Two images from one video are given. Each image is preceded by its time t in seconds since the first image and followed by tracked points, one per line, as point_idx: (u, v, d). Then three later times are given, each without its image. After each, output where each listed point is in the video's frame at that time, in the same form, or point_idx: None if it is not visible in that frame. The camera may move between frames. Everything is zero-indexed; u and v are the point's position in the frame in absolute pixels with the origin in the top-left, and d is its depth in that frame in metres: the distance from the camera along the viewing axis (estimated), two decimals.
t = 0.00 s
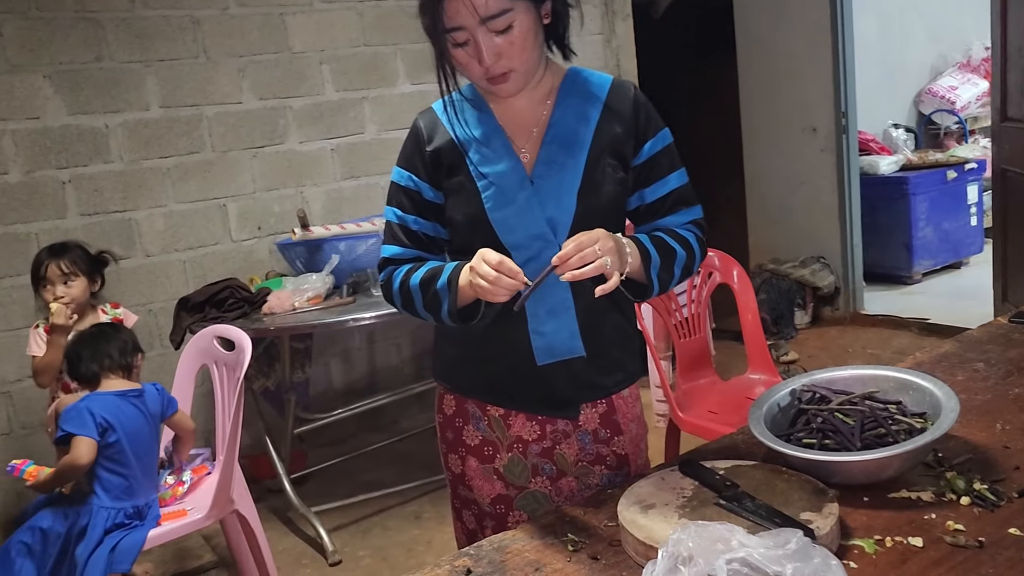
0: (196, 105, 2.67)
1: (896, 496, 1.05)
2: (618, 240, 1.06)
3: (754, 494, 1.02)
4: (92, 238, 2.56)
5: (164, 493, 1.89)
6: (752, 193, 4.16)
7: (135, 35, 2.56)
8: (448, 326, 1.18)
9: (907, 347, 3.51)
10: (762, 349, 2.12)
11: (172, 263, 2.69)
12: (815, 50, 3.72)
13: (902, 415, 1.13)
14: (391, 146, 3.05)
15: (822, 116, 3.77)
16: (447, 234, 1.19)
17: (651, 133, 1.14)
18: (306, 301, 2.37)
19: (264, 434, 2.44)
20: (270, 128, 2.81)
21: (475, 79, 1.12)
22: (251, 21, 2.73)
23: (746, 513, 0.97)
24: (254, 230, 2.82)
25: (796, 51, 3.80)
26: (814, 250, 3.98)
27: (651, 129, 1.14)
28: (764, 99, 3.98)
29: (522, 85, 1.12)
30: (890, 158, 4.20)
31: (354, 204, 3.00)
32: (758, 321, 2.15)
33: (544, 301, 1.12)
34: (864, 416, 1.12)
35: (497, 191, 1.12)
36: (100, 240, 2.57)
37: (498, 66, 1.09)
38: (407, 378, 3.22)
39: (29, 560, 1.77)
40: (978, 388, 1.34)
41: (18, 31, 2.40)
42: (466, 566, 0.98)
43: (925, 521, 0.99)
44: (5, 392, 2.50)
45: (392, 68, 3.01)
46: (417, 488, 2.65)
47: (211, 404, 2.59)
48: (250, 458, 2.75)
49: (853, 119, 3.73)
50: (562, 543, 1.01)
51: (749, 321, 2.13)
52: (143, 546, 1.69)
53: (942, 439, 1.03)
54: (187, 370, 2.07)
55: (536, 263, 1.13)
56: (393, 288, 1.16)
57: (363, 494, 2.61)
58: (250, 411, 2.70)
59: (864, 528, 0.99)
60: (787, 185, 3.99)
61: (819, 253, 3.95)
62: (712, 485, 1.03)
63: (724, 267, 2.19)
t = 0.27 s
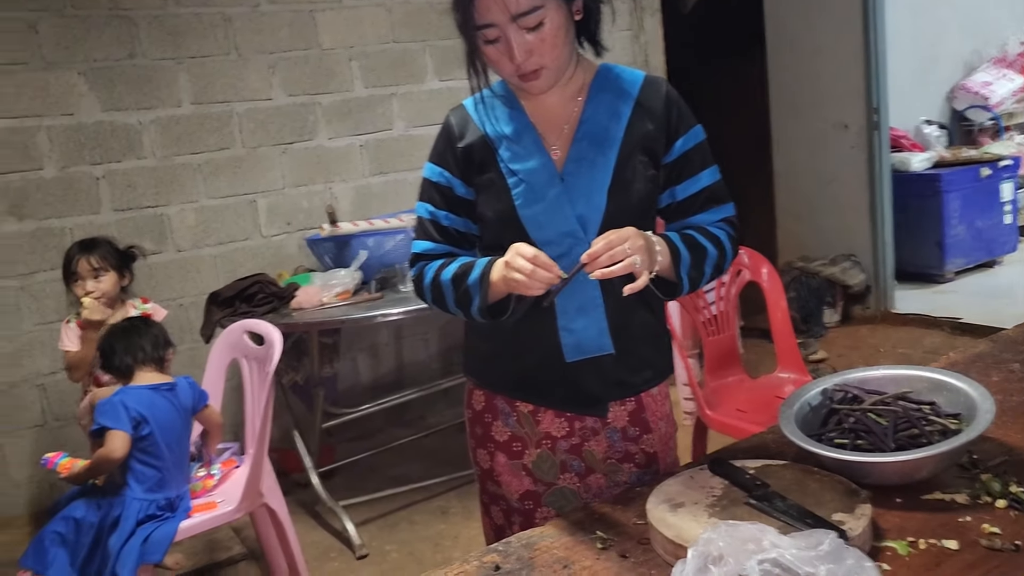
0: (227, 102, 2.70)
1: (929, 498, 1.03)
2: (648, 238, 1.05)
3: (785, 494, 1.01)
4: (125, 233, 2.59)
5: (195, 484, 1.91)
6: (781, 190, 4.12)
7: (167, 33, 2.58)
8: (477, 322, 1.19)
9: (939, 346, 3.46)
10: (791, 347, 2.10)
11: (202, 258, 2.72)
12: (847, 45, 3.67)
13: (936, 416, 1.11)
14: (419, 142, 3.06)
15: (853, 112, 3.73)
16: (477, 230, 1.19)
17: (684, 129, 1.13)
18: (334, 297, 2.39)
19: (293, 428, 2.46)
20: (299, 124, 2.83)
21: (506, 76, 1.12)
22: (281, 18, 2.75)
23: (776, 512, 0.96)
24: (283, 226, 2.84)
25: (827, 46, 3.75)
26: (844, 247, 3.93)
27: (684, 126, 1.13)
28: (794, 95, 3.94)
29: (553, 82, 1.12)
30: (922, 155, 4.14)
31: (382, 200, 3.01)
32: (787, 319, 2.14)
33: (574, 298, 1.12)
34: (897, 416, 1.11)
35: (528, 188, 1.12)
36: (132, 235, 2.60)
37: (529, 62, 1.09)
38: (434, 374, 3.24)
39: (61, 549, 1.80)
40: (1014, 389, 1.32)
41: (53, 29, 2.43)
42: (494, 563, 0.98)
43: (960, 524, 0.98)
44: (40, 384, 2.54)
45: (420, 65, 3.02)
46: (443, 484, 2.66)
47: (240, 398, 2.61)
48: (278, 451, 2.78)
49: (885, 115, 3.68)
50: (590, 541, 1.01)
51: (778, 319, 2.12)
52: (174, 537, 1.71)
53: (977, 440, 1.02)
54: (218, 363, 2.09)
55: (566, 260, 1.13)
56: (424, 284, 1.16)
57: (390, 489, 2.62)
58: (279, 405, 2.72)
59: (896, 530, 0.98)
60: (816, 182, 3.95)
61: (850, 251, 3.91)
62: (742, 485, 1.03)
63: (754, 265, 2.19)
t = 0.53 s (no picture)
0: (253, 100, 2.71)
1: (964, 498, 1.02)
2: (679, 235, 1.05)
3: (816, 493, 1.00)
4: (153, 230, 2.62)
5: (223, 478, 1.93)
6: (806, 187, 4.09)
7: (195, 31, 2.61)
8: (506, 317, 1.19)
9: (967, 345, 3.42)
10: (819, 346, 2.08)
11: (229, 254, 2.74)
12: (874, 41, 3.64)
13: (971, 415, 1.10)
14: (443, 140, 3.06)
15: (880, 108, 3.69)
16: (507, 226, 1.20)
17: (714, 126, 1.12)
18: (360, 293, 2.40)
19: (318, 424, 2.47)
20: (324, 122, 2.84)
21: (537, 72, 1.12)
22: (306, 17, 2.77)
23: (808, 512, 0.96)
24: (308, 223, 2.86)
25: (854, 42, 3.71)
26: (870, 245, 3.89)
27: (715, 122, 1.12)
28: (820, 91, 3.90)
29: (584, 78, 1.12)
30: (950, 152, 4.08)
31: (406, 197, 3.02)
32: (814, 317, 2.12)
33: (602, 294, 1.12)
34: (930, 415, 1.10)
35: (557, 185, 1.12)
36: (160, 232, 2.63)
37: (560, 59, 1.09)
38: (457, 371, 3.24)
39: (94, 543, 1.82)
40: None
41: (84, 28, 2.46)
42: (523, 559, 0.98)
43: (996, 525, 0.96)
44: (71, 379, 2.58)
45: (444, 62, 3.03)
46: (467, 480, 2.67)
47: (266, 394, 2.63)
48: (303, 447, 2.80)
49: (913, 112, 3.63)
50: (620, 538, 1.01)
51: (806, 317, 2.10)
52: (203, 532, 1.73)
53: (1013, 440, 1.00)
54: (245, 360, 2.10)
55: (594, 257, 1.13)
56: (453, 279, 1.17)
57: (414, 485, 2.63)
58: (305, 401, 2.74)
59: (930, 530, 0.97)
60: (842, 179, 3.91)
61: (876, 249, 3.87)
62: (773, 483, 1.02)
63: (780, 262, 2.18)
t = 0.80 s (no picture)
0: (266, 102, 2.72)
1: (981, 500, 1.01)
2: (692, 235, 1.04)
3: (831, 494, 0.99)
4: (167, 231, 2.63)
5: (238, 476, 1.93)
6: (819, 187, 4.06)
7: (208, 34, 2.62)
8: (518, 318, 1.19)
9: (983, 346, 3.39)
10: (833, 346, 2.07)
11: (241, 256, 2.75)
12: (888, 39, 3.61)
13: (988, 416, 1.09)
14: (454, 141, 3.07)
15: (894, 107, 3.66)
16: (521, 227, 1.19)
17: (729, 125, 1.11)
18: (372, 294, 2.40)
19: (330, 425, 2.48)
20: (337, 123, 2.84)
21: (552, 71, 1.11)
22: (318, 19, 2.77)
23: (823, 513, 0.95)
24: (320, 224, 2.86)
25: (868, 41, 3.69)
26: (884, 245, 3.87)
27: (731, 120, 1.11)
28: (834, 90, 3.88)
29: (598, 77, 1.11)
30: (966, 151, 4.05)
31: (418, 198, 3.02)
32: (828, 317, 2.11)
33: (615, 294, 1.11)
34: (946, 416, 1.09)
35: (571, 184, 1.11)
36: (174, 234, 2.64)
37: (575, 58, 1.08)
38: (468, 372, 3.24)
39: (110, 544, 1.83)
40: None
41: (99, 31, 2.47)
42: (536, 560, 0.98)
43: (1013, 527, 0.95)
44: (86, 380, 2.59)
45: (456, 64, 3.03)
46: (479, 481, 2.66)
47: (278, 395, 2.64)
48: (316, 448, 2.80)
49: (928, 110, 3.61)
50: (633, 540, 1.01)
51: (819, 317, 2.09)
52: (218, 532, 1.74)
53: None
54: (258, 361, 2.11)
55: (608, 257, 1.13)
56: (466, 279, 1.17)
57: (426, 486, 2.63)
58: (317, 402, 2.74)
59: (947, 532, 0.96)
60: (856, 179, 3.89)
61: (890, 249, 3.84)
62: (787, 484, 1.01)
63: (794, 262, 2.17)
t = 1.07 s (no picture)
0: (269, 108, 2.74)
1: (981, 502, 1.01)
2: (691, 240, 1.05)
3: (830, 497, 1.00)
4: (171, 238, 2.64)
5: (244, 481, 1.94)
6: (822, 189, 4.06)
7: (212, 41, 2.63)
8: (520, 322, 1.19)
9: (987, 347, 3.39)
10: (835, 349, 2.07)
11: (245, 261, 2.76)
12: (890, 41, 3.62)
13: (988, 418, 1.09)
14: (456, 146, 3.08)
15: (896, 109, 3.67)
16: (522, 231, 1.20)
17: (729, 129, 1.12)
18: (375, 299, 2.41)
19: (333, 430, 2.48)
20: (339, 129, 2.86)
21: (552, 77, 1.12)
22: (321, 25, 2.79)
23: (823, 516, 0.95)
24: (323, 230, 2.88)
25: (869, 43, 3.70)
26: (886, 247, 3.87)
27: (730, 125, 1.12)
28: (836, 92, 3.88)
29: (598, 82, 1.12)
30: (968, 152, 4.05)
31: (421, 203, 3.03)
32: (830, 320, 2.11)
33: (615, 298, 1.12)
34: (946, 419, 1.09)
35: (571, 189, 1.12)
36: (178, 240, 2.65)
37: (574, 63, 1.09)
38: (471, 376, 3.25)
39: (115, 555, 1.84)
40: None
41: (104, 39, 2.49)
42: (537, 563, 0.99)
43: (1013, 529, 0.96)
44: (91, 386, 2.61)
45: (458, 69, 3.04)
46: (482, 485, 2.67)
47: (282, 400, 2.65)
48: (319, 452, 2.81)
49: (930, 112, 3.61)
50: (634, 543, 1.01)
51: (821, 320, 2.09)
52: (220, 538, 1.75)
53: None
54: (261, 366, 2.12)
55: (609, 262, 1.13)
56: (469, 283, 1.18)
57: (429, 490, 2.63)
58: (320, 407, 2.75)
59: (947, 534, 0.96)
60: (859, 181, 3.89)
61: (893, 251, 3.84)
62: (787, 487, 1.02)
63: (796, 265, 2.17)
